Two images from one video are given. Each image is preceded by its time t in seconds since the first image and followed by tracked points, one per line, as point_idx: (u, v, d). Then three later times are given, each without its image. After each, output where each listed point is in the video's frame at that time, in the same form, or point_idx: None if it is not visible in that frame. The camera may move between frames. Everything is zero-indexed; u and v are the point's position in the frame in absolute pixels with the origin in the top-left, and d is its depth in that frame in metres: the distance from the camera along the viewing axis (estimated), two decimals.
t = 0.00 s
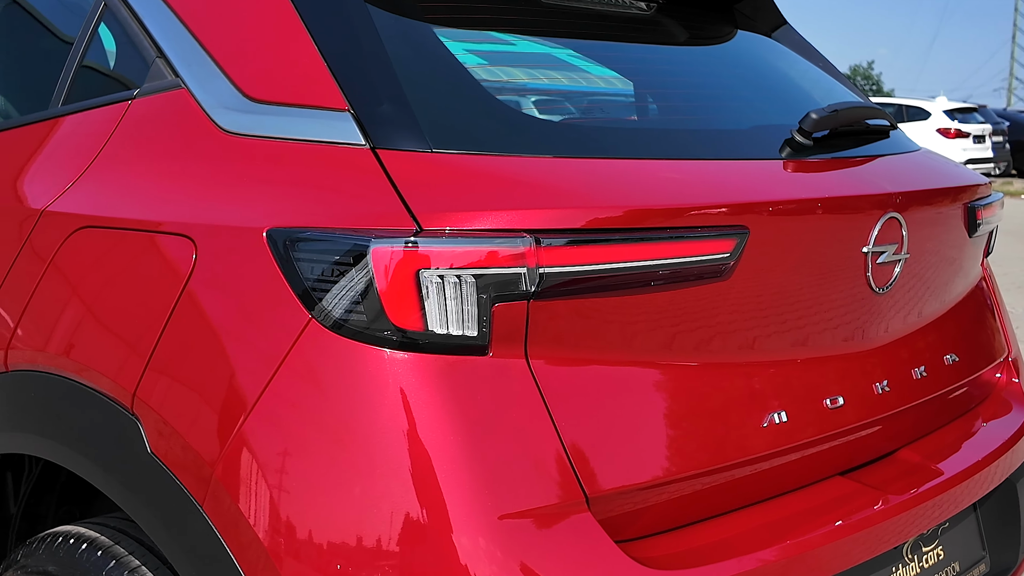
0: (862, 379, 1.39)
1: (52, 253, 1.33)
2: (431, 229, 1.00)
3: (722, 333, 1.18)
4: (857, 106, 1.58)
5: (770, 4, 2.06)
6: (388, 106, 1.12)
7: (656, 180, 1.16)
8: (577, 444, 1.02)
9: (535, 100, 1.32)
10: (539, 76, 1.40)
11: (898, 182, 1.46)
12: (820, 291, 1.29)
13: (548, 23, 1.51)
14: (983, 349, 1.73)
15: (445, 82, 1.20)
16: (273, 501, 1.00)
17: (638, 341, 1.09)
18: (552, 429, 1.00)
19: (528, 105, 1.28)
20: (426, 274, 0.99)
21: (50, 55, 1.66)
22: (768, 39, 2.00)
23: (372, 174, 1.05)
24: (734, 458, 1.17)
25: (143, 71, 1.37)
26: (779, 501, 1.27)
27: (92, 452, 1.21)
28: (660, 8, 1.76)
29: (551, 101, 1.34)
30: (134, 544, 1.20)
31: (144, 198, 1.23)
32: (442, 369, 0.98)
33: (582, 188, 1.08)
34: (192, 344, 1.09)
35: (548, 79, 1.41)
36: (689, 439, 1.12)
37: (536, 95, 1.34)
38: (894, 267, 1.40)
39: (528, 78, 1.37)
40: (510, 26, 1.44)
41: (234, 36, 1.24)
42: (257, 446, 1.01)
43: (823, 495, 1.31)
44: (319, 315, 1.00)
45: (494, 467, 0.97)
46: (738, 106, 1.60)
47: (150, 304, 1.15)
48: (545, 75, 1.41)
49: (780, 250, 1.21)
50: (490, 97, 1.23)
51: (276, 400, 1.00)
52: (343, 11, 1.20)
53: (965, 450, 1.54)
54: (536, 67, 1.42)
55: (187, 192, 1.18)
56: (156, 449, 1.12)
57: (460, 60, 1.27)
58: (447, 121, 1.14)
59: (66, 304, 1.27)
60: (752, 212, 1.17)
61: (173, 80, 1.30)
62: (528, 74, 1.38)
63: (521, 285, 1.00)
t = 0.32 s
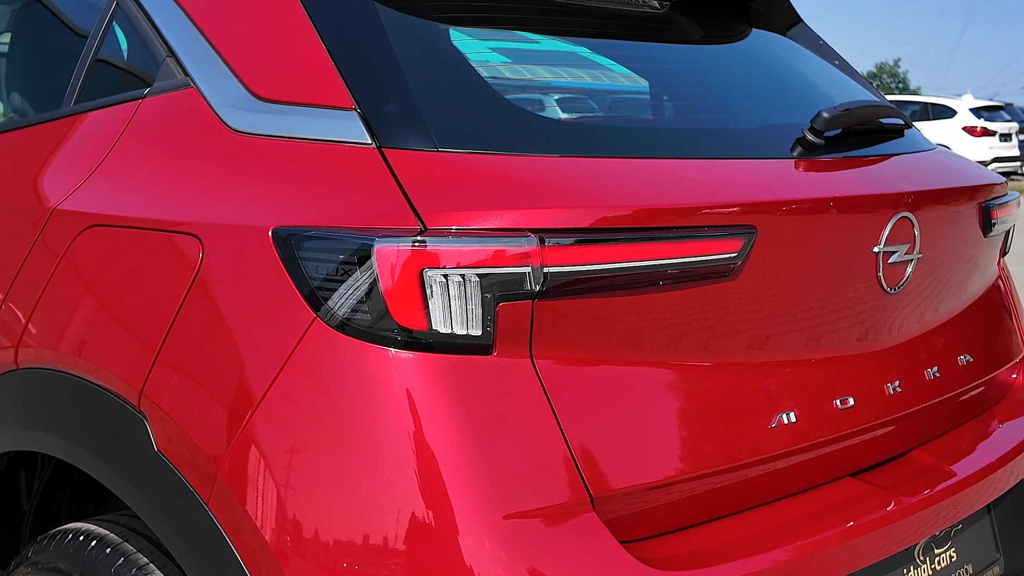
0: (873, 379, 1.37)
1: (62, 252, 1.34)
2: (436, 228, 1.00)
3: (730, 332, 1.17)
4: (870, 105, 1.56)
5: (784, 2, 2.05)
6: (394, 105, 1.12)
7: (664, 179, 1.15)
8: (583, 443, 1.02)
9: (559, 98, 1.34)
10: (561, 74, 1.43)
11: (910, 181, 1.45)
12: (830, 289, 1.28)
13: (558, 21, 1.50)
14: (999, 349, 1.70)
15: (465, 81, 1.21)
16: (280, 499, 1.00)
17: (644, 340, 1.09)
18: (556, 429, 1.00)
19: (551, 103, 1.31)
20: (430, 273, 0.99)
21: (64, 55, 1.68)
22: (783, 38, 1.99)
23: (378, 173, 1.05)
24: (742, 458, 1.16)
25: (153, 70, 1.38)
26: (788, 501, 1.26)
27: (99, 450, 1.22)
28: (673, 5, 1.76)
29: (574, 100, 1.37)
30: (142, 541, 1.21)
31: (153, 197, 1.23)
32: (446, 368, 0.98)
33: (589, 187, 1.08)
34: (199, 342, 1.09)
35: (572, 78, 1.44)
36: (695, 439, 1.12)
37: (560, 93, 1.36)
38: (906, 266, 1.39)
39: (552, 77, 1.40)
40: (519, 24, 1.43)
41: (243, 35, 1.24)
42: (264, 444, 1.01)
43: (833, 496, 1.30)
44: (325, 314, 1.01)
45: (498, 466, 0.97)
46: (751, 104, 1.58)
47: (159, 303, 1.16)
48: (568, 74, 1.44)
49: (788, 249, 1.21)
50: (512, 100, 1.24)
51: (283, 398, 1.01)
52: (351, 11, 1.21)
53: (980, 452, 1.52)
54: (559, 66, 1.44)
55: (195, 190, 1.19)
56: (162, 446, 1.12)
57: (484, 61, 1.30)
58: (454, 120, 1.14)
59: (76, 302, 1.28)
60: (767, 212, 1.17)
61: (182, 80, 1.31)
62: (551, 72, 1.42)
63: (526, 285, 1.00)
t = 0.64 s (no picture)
0: (883, 379, 1.36)
1: (72, 251, 1.35)
2: (440, 226, 1.00)
3: (736, 332, 1.17)
4: (882, 104, 1.55)
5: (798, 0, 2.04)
6: (400, 104, 1.13)
7: (672, 178, 1.15)
8: (588, 443, 1.02)
9: (580, 97, 1.39)
10: (584, 73, 1.47)
11: (920, 180, 1.44)
12: (839, 289, 1.27)
13: (568, 21, 1.50)
14: (1014, 350, 1.68)
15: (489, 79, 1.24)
16: (285, 497, 1.00)
17: (648, 340, 1.09)
18: (560, 429, 1.00)
19: (572, 102, 1.36)
20: (433, 272, 0.99)
21: (78, 56, 1.69)
22: (797, 37, 1.97)
23: (384, 172, 1.06)
24: (750, 458, 1.16)
25: (163, 70, 1.39)
26: (796, 502, 1.26)
27: (106, 447, 1.23)
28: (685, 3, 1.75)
29: (595, 99, 1.41)
30: (150, 538, 1.23)
31: (162, 196, 1.24)
32: (450, 367, 0.98)
33: (595, 186, 1.08)
34: (207, 340, 1.10)
35: (594, 78, 1.48)
36: (701, 439, 1.11)
37: (581, 93, 1.41)
38: (916, 266, 1.38)
39: (573, 76, 1.45)
40: (528, 23, 1.44)
41: (252, 35, 1.25)
42: (270, 442, 1.02)
43: (841, 497, 1.29)
44: (329, 313, 1.01)
45: (502, 465, 0.97)
46: (764, 103, 1.57)
47: (168, 301, 1.16)
48: (591, 73, 1.48)
49: (795, 249, 1.20)
50: (535, 99, 1.28)
51: (288, 396, 1.01)
52: (359, 11, 1.21)
53: (992, 453, 1.51)
54: (582, 65, 1.48)
55: (203, 189, 1.19)
56: (167, 444, 1.13)
57: (506, 61, 1.33)
58: (461, 120, 1.14)
59: (86, 300, 1.29)
60: (779, 211, 1.18)
61: (192, 79, 1.31)
62: (574, 71, 1.46)
63: (530, 284, 1.00)
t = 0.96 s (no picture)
0: (892, 379, 1.35)
1: (81, 250, 1.36)
2: (444, 225, 1.01)
3: (741, 331, 1.16)
4: (893, 102, 1.54)
5: None
6: (405, 102, 1.13)
7: (679, 176, 1.15)
8: (592, 442, 1.01)
9: (601, 96, 1.41)
10: (605, 72, 1.48)
11: (930, 178, 1.43)
12: (846, 288, 1.27)
13: (577, 19, 1.50)
14: None
15: (511, 80, 1.27)
16: (291, 495, 1.01)
17: (651, 339, 1.09)
18: (563, 429, 1.00)
19: (594, 101, 1.38)
20: (436, 271, 1.00)
21: (91, 56, 1.70)
22: (810, 34, 1.96)
23: (388, 171, 1.06)
24: (756, 458, 1.15)
25: (173, 70, 1.40)
26: (803, 503, 1.25)
27: (113, 445, 1.24)
28: None
29: (617, 98, 1.42)
30: (158, 536, 1.23)
31: (170, 195, 1.25)
32: (453, 367, 0.98)
33: (600, 185, 1.08)
34: (213, 338, 1.10)
35: (615, 76, 1.49)
36: (706, 439, 1.11)
37: (603, 92, 1.43)
38: (925, 265, 1.37)
39: (595, 75, 1.46)
40: (536, 21, 1.44)
41: (259, 34, 1.26)
42: (276, 440, 1.02)
43: (849, 498, 1.28)
44: (333, 311, 1.01)
45: (505, 465, 0.97)
46: (776, 102, 1.56)
47: (175, 299, 1.17)
48: (612, 72, 1.49)
49: (802, 248, 1.19)
50: (554, 102, 1.29)
51: (293, 394, 1.02)
52: (366, 10, 1.22)
53: (1005, 454, 1.49)
54: (604, 64, 1.49)
55: (210, 188, 1.20)
56: (173, 442, 1.14)
57: (529, 60, 1.37)
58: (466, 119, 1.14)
59: (94, 298, 1.30)
60: (791, 210, 1.18)
61: (200, 78, 1.32)
62: (595, 70, 1.47)
63: (533, 282, 1.00)
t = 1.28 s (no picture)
0: (899, 379, 1.35)
1: (88, 249, 1.37)
2: (447, 223, 1.01)
3: (745, 330, 1.16)
4: (902, 100, 1.53)
5: None
6: (409, 101, 1.13)
7: (684, 174, 1.14)
8: (595, 441, 1.01)
9: (621, 96, 1.40)
10: (626, 71, 1.48)
11: (940, 177, 1.42)
12: (852, 288, 1.26)
13: (586, 18, 1.49)
14: None
15: (525, 79, 1.29)
16: (295, 493, 1.01)
17: (655, 338, 1.09)
18: (565, 428, 1.00)
19: (612, 101, 1.36)
20: (438, 269, 1.00)
21: (101, 55, 1.71)
22: (822, 33, 1.95)
23: (392, 170, 1.06)
24: (760, 458, 1.15)
25: (181, 69, 1.41)
26: (809, 503, 1.24)
27: (118, 442, 1.25)
28: None
29: (638, 99, 1.41)
30: (164, 533, 1.24)
31: (177, 194, 1.25)
32: (456, 366, 0.98)
33: (604, 183, 1.08)
34: (218, 336, 1.11)
35: (635, 76, 1.48)
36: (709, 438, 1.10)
37: (623, 92, 1.42)
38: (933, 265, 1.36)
39: (616, 75, 1.46)
40: (543, 20, 1.44)
41: (265, 34, 1.26)
42: (281, 438, 1.02)
43: (855, 498, 1.28)
44: (335, 309, 1.02)
45: (508, 464, 0.97)
46: (785, 101, 1.55)
47: (180, 298, 1.18)
48: (632, 71, 1.49)
49: (807, 247, 1.19)
50: (574, 102, 1.29)
51: (297, 392, 1.02)
52: (371, 9, 1.22)
53: (1016, 456, 1.48)
54: (625, 63, 1.49)
55: (216, 187, 1.21)
56: (177, 440, 1.15)
57: (549, 59, 1.38)
58: (471, 118, 1.14)
59: (101, 296, 1.31)
60: (801, 208, 1.17)
61: (207, 78, 1.32)
62: (615, 70, 1.47)
63: (535, 281, 1.00)
